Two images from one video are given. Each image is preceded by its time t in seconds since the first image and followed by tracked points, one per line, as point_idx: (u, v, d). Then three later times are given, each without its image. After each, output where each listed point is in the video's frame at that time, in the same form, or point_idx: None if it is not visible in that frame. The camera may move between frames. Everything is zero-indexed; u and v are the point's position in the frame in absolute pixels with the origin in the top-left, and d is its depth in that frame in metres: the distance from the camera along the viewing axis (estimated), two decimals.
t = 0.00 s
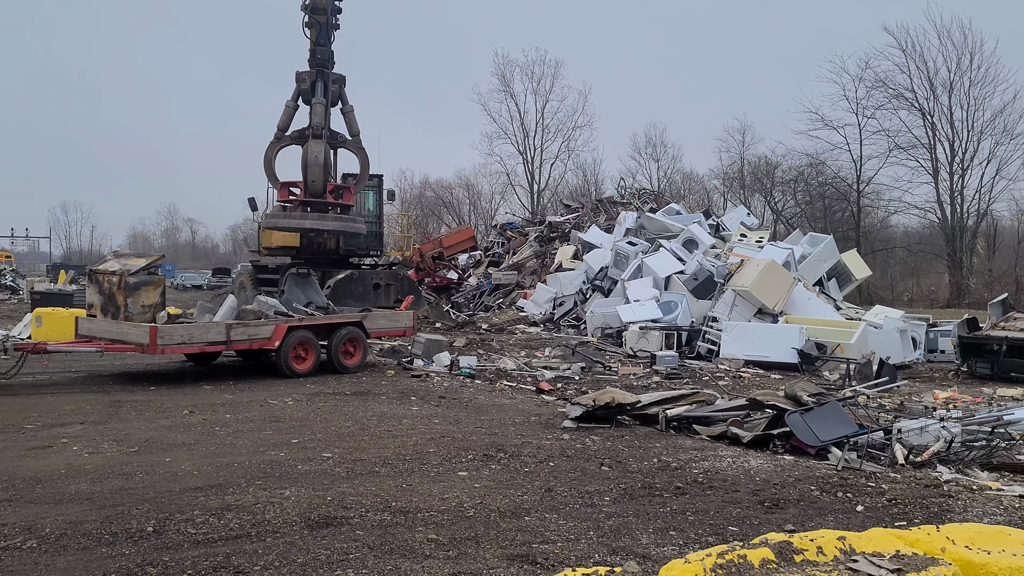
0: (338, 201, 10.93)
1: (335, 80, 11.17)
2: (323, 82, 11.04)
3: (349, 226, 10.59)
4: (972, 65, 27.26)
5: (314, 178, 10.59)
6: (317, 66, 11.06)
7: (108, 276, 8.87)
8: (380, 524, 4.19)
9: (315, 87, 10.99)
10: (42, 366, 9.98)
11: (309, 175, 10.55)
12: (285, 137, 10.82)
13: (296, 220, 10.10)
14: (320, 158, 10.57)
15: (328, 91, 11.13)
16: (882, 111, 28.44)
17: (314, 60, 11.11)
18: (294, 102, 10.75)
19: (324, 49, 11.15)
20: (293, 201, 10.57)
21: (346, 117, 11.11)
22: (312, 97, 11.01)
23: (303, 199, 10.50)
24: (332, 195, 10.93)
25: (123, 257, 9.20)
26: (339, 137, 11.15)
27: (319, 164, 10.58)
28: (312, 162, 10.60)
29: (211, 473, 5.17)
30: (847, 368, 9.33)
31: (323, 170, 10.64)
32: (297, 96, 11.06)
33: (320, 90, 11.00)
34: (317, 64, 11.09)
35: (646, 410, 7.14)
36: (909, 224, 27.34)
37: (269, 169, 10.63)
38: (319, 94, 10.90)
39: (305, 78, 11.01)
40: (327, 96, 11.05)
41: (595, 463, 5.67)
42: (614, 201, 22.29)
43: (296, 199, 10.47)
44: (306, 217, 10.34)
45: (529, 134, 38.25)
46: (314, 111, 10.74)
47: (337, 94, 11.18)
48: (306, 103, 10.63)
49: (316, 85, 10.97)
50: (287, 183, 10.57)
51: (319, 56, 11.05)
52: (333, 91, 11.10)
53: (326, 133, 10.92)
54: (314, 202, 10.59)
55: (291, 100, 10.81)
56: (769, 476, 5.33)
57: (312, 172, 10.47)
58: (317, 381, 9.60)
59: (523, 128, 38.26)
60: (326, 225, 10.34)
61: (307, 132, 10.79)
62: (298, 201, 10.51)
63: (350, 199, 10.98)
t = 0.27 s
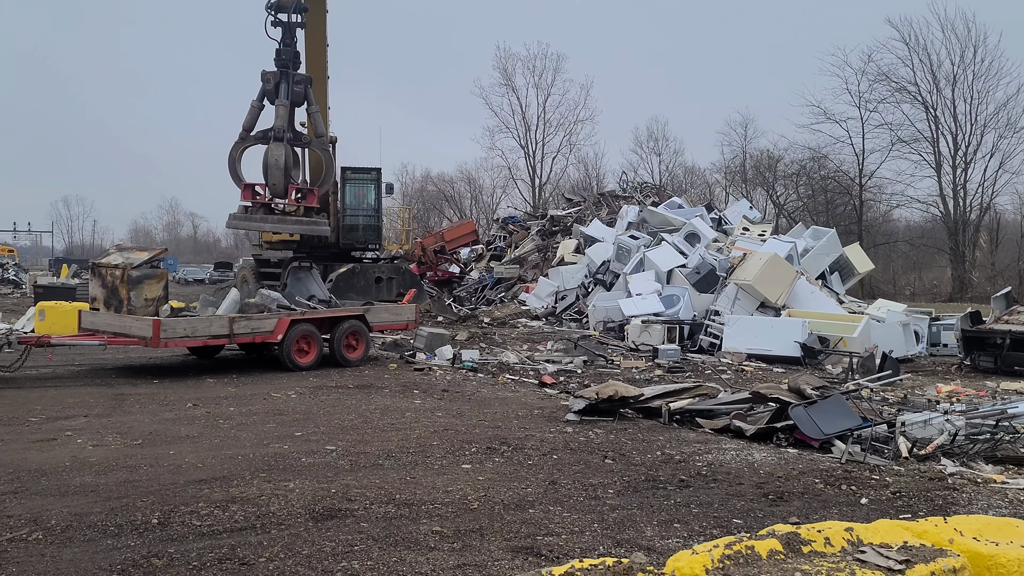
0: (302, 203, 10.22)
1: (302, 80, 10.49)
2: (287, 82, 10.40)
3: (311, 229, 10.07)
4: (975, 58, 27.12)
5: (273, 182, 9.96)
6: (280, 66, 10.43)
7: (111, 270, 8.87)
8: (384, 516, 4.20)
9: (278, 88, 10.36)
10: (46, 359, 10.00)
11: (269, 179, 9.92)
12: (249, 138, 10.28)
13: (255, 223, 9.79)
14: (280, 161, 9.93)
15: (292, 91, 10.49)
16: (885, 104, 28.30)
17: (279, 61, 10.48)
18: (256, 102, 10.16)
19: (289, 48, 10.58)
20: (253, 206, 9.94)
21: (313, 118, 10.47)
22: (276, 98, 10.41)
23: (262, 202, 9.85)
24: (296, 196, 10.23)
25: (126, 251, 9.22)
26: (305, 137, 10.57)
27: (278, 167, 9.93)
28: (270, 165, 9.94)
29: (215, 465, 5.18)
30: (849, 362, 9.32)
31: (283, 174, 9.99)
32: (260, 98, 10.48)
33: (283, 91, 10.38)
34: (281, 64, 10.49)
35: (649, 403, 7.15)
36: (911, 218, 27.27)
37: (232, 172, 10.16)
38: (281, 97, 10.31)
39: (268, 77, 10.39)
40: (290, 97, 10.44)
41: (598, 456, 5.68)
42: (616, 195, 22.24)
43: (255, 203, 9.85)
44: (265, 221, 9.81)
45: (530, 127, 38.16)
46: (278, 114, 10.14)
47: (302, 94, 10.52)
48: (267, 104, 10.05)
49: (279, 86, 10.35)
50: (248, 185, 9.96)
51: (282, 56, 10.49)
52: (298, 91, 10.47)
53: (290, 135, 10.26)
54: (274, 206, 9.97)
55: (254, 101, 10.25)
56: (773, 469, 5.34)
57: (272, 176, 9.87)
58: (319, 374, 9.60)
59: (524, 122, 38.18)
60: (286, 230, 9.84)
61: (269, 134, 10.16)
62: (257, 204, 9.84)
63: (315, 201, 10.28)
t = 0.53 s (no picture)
0: (281, 206, 10.28)
1: (286, 82, 10.46)
2: (271, 85, 10.34)
3: (289, 233, 10.14)
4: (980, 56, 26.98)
5: (253, 184, 9.95)
6: (265, 68, 10.36)
7: (115, 268, 8.89)
8: (386, 514, 4.20)
9: (262, 90, 10.28)
10: (50, 357, 10.04)
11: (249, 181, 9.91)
12: (232, 139, 10.24)
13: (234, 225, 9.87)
14: (261, 163, 9.91)
15: (275, 93, 10.43)
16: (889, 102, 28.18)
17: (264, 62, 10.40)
18: (239, 104, 10.10)
19: (275, 50, 10.43)
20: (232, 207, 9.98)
21: (295, 120, 10.39)
22: (260, 99, 10.34)
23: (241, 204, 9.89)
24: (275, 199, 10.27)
25: (131, 249, 9.21)
26: (287, 139, 10.54)
27: (257, 170, 9.90)
28: (251, 167, 9.91)
29: (218, 463, 5.20)
30: (853, 360, 9.29)
31: (262, 176, 9.97)
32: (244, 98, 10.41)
33: (267, 93, 10.30)
34: (266, 65, 10.41)
35: (652, 402, 7.13)
36: (916, 216, 27.20)
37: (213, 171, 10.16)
38: (267, 98, 10.22)
39: (252, 78, 10.32)
40: (274, 99, 10.36)
41: (601, 454, 5.68)
42: (620, 193, 22.20)
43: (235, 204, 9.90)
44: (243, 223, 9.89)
45: (534, 125, 38.12)
46: (259, 116, 10.08)
47: (286, 97, 10.46)
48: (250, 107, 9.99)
49: (264, 88, 10.27)
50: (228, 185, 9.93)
51: (268, 59, 10.36)
52: (281, 94, 10.40)
53: (272, 138, 10.22)
54: (253, 208, 10.04)
55: (238, 102, 10.20)
56: (776, 468, 5.33)
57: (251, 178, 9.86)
58: (323, 372, 9.63)
59: (528, 120, 38.14)
60: (263, 233, 9.96)
61: (250, 136, 10.12)
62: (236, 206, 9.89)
63: (294, 204, 10.33)
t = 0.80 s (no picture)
0: (275, 215, 10.29)
1: (267, 91, 10.49)
2: (252, 95, 10.39)
3: (285, 241, 10.13)
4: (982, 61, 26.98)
5: (244, 195, 10.00)
6: (244, 80, 10.43)
7: (117, 273, 8.92)
8: (389, 520, 4.21)
9: (244, 101, 10.35)
10: (54, 362, 10.06)
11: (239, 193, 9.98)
12: (219, 153, 10.28)
13: (229, 238, 9.98)
14: (249, 173, 9.94)
15: (258, 104, 10.48)
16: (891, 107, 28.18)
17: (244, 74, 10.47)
18: (222, 118, 10.15)
19: (252, 61, 10.55)
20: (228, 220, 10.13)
21: (280, 128, 10.41)
22: (242, 110, 10.41)
23: (234, 217, 10.03)
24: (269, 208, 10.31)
25: (133, 253, 9.24)
26: (273, 149, 10.58)
27: (247, 181, 9.93)
28: (239, 178, 9.95)
29: (221, 468, 5.20)
30: (856, 365, 9.27)
31: (253, 186, 10.00)
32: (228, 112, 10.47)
33: (249, 104, 10.36)
34: (244, 77, 10.50)
35: (654, 407, 7.13)
36: (918, 221, 27.17)
37: (205, 187, 10.26)
38: (250, 108, 10.28)
39: (233, 91, 10.39)
40: (256, 109, 10.42)
41: (603, 460, 5.68)
42: (622, 197, 22.22)
43: (228, 218, 10.04)
44: (238, 237, 10.00)
45: (536, 129, 38.16)
46: (244, 126, 10.14)
47: (268, 105, 10.51)
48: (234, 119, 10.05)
49: (245, 99, 10.33)
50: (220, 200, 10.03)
51: (246, 70, 10.45)
52: (263, 104, 10.44)
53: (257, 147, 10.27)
54: (247, 220, 10.11)
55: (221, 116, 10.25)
56: (778, 474, 5.32)
57: (241, 189, 9.90)
58: (325, 377, 9.63)
59: (530, 124, 38.20)
60: (258, 244, 10.02)
61: (237, 149, 10.19)
62: (230, 219, 10.05)
63: (288, 211, 10.33)
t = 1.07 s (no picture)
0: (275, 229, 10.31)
1: (271, 106, 10.59)
2: (256, 109, 10.48)
3: (284, 255, 10.18)
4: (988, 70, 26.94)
5: (243, 209, 10.03)
6: (248, 94, 10.51)
7: (124, 279, 8.95)
8: (394, 529, 4.20)
9: (247, 115, 10.43)
10: (59, 369, 10.10)
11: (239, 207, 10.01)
12: (221, 168, 10.34)
13: (227, 251, 9.93)
14: (249, 188, 9.98)
15: (261, 118, 10.55)
16: (897, 115, 28.14)
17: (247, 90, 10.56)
18: (225, 132, 10.21)
19: (257, 75, 10.64)
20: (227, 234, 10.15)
21: (282, 143, 10.46)
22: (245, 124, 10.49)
23: (234, 230, 10.04)
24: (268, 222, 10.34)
25: (140, 260, 9.28)
26: (275, 164, 10.62)
27: (246, 194, 9.96)
28: (239, 192, 9.99)
29: (226, 477, 5.21)
30: (862, 374, 9.23)
31: (252, 200, 10.02)
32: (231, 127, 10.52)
33: (252, 118, 10.45)
34: (249, 92, 10.59)
35: (660, 415, 7.12)
36: (924, 229, 27.10)
37: (205, 201, 10.29)
38: (253, 122, 10.37)
39: (237, 105, 10.48)
40: (260, 123, 10.49)
41: (609, 469, 5.66)
42: (627, 205, 22.23)
43: (228, 231, 10.07)
44: (237, 250, 9.94)
45: (542, 137, 38.24)
46: (246, 140, 10.20)
47: (272, 120, 10.57)
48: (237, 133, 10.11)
49: (249, 113, 10.41)
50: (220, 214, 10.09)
51: (250, 84, 10.57)
52: (266, 118, 10.51)
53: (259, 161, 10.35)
54: (246, 234, 10.10)
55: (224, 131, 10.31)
56: (784, 483, 5.29)
57: (240, 202, 9.93)
58: (330, 384, 9.65)
59: (535, 132, 38.29)
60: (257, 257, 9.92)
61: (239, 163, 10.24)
62: (229, 232, 10.07)
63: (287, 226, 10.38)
